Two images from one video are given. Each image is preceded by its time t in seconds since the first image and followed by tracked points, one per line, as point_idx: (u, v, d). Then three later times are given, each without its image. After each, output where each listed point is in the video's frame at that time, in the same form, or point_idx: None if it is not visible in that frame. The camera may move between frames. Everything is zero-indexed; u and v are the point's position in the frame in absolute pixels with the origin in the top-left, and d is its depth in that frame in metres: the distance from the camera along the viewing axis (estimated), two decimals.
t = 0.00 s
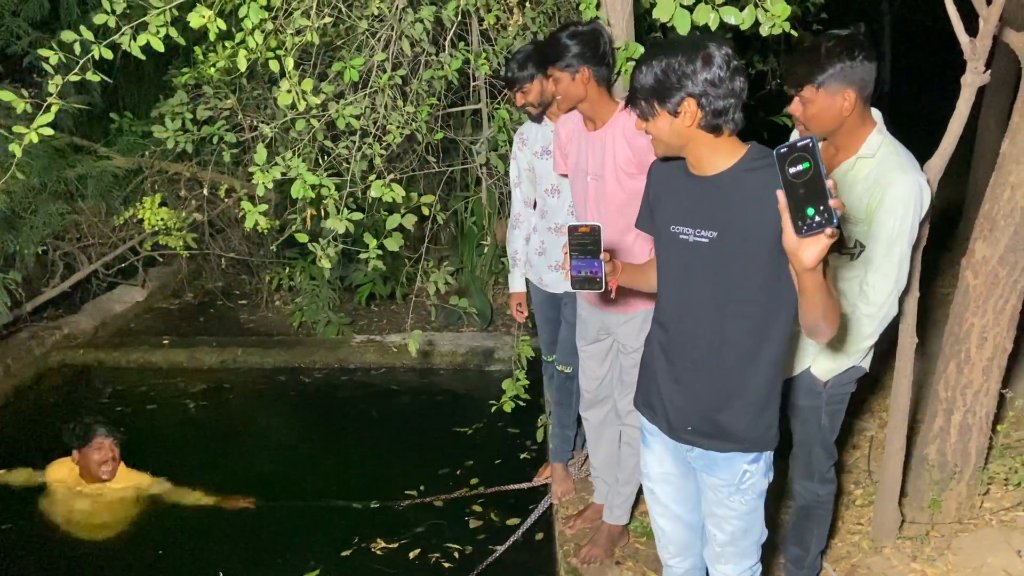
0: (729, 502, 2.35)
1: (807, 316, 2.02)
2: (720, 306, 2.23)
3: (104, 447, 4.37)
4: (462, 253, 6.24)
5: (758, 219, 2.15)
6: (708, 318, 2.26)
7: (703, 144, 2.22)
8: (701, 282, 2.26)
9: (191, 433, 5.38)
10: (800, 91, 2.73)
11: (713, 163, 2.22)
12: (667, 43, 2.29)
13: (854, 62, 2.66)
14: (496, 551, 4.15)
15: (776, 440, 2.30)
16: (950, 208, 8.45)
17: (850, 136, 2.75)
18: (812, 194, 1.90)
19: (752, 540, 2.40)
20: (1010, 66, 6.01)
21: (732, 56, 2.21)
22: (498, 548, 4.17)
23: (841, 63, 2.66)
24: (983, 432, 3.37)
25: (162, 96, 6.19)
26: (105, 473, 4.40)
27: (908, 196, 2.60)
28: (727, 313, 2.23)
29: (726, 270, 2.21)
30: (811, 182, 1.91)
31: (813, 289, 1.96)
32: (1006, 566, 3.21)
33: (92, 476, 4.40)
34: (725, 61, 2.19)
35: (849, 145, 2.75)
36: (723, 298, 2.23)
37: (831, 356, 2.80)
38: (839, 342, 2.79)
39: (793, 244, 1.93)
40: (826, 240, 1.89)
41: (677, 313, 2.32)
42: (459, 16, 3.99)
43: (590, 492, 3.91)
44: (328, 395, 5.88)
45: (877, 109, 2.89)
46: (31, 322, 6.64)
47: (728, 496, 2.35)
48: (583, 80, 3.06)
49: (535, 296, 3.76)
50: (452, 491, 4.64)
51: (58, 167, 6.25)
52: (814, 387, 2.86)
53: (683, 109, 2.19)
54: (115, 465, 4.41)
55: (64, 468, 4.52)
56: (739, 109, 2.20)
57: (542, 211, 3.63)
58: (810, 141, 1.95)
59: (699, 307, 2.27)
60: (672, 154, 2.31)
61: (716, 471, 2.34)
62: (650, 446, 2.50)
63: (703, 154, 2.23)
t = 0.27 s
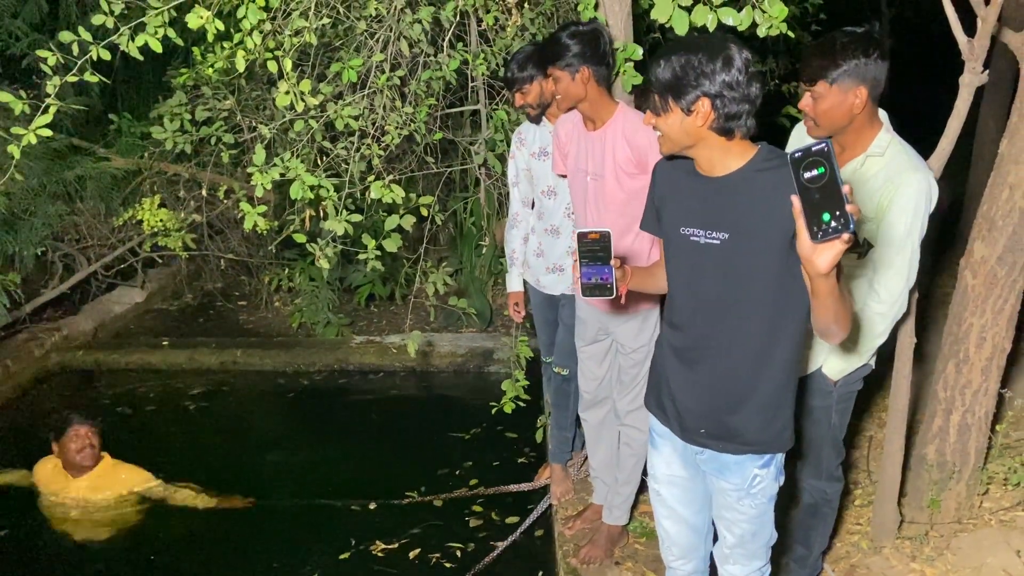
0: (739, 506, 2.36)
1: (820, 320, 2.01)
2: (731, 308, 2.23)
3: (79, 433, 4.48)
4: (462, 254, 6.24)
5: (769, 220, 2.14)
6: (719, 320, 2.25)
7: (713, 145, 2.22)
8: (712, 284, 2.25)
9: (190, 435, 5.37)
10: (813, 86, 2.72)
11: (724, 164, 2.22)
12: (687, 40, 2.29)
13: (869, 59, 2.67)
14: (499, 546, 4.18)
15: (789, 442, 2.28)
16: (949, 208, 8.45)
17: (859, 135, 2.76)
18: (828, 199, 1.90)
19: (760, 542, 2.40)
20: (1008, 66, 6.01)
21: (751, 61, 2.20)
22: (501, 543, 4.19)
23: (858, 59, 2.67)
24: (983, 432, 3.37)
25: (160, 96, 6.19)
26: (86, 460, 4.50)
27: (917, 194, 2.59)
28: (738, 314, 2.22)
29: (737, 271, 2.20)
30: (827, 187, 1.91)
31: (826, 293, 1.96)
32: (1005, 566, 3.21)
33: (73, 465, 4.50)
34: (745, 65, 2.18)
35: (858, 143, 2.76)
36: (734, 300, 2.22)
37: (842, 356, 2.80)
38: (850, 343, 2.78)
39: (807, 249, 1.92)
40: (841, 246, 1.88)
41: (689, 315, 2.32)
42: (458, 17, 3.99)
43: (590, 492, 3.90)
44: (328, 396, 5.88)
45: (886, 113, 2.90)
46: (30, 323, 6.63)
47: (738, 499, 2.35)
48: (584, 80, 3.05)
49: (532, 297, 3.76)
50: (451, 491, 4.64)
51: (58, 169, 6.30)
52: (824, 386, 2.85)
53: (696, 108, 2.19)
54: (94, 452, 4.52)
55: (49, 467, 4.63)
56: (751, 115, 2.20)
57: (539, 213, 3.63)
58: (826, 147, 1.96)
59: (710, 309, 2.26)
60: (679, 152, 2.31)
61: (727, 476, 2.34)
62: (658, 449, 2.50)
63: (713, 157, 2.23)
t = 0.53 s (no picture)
0: (741, 507, 2.35)
1: (825, 322, 2.02)
2: (737, 308, 2.22)
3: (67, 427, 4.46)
4: (460, 254, 6.24)
5: (776, 220, 2.14)
6: (725, 320, 2.25)
7: (720, 147, 2.21)
8: (717, 283, 2.25)
9: (188, 436, 5.37)
10: (811, 85, 2.72)
11: (733, 165, 2.21)
12: (682, 46, 2.27)
13: (869, 58, 2.68)
14: (501, 543, 4.18)
15: (793, 445, 2.28)
16: (948, 208, 8.46)
17: (858, 135, 2.75)
18: (834, 205, 1.89)
19: (762, 543, 2.40)
20: (1006, 66, 6.01)
21: (750, 57, 2.20)
22: (503, 540, 4.20)
23: (858, 58, 2.67)
24: (980, 431, 3.36)
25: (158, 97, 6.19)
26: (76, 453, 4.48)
27: (917, 193, 2.59)
28: (744, 315, 2.22)
29: (743, 272, 2.20)
30: (833, 193, 1.90)
31: (831, 297, 1.97)
32: (1003, 565, 3.21)
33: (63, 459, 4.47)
34: (745, 62, 2.19)
35: (857, 142, 2.75)
36: (739, 300, 2.22)
37: (845, 357, 2.79)
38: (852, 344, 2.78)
39: (814, 254, 1.92)
40: (847, 252, 1.88)
41: (694, 315, 2.32)
42: (455, 17, 3.99)
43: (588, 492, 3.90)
44: (326, 397, 5.88)
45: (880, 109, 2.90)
46: (29, 324, 6.63)
47: (740, 501, 2.35)
48: (582, 79, 3.05)
49: (528, 298, 3.76)
50: (450, 491, 4.64)
51: (55, 169, 6.28)
52: (826, 386, 2.84)
53: (705, 113, 2.18)
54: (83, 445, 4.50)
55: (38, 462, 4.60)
56: (759, 112, 2.20)
57: (535, 213, 3.64)
58: (833, 152, 1.94)
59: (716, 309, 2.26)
60: (687, 160, 2.30)
61: (729, 477, 2.34)
62: (659, 450, 2.50)
63: (722, 159, 2.22)
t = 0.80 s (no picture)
0: (741, 506, 2.35)
1: (835, 313, 2.02)
2: (739, 306, 2.23)
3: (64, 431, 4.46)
4: (459, 254, 6.24)
5: (778, 219, 2.14)
6: (728, 317, 2.25)
7: (721, 147, 2.21)
8: (719, 281, 2.25)
9: (187, 436, 5.37)
10: (801, 86, 2.73)
11: (734, 166, 2.21)
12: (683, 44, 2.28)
13: (858, 58, 2.68)
14: (501, 542, 4.18)
15: (794, 443, 2.28)
16: (946, 207, 8.46)
17: (849, 134, 2.73)
18: (838, 196, 1.90)
19: (762, 542, 2.40)
20: (1004, 65, 6.02)
21: (751, 57, 2.21)
22: (501, 539, 4.20)
23: (847, 57, 2.68)
24: (979, 429, 3.37)
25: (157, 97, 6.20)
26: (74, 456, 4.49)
27: (910, 188, 2.61)
28: (746, 312, 2.22)
29: (745, 269, 2.20)
30: (835, 183, 1.91)
31: (840, 288, 1.96)
32: (1002, 563, 3.21)
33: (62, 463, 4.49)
34: (747, 63, 2.19)
35: (848, 142, 2.73)
36: (742, 297, 2.22)
37: (843, 354, 2.78)
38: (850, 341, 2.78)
39: (819, 245, 1.92)
40: (853, 242, 1.89)
41: (696, 312, 2.32)
42: (453, 16, 4.00)
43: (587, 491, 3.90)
44: (325, 397, 5.88)
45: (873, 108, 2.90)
46: (28, 324, 6.63)
47: (740, 499, 2.35)
48: (581, 78, 3.05)
49: (527, 298, 3.76)
50: (449, 491, 4.64)
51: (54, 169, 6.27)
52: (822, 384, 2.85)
53: (706, 112, 2.19)
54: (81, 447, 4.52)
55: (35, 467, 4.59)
56: (760, 113, 2.20)
57: (535, 213, 3.65)
58: (832, 143, 1.96)
59: (718, 306, 2.26)
60: (687, 159, 2.30)
61: (729, 476, 2.34)
62: (659, 449, 2.50)
63: (722, 158, 2.22)
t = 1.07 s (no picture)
0: (740, 505, 2.36)
1: (832, 313, 2.04)
2: (739, 304, 2.23)
3: (69, 440, 4.44)
4: (458, 253, 6.25)
5: (778, 219, 2.14)
6: (728, 316, 2.26)
7: (719, 145, 2.22)
8: (719, 280, 2.26)
9: (186, 435, 5.38)
10: (787, 88, 2.74)
11: (733, 165, 2.22)
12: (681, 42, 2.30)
13: (841, 59, 2.70)
14: (499, 541, 4.19)
15: (793, 441, 2.30)
16: (943, 205, 8.48)
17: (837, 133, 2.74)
18: (845, 194, 1.91)
19: (761, 540, 2.41)
20: (1001, 64, 6.04)
21: (750, 55, 2.23)
22: (499, 539, 4.20)
23: (830, 60, 2.69)
24: (976, 427, 3.38)
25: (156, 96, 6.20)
26: (80, 466, 4.47)
27: (901, 185, 2.63)
28: (746, 310, 2.23)
29: (745, 268, 2.21)
30: (843, 181, 1.92)
31: (840, 288, 1.99)
32: (999, 561, 3.22)
33: (66, 471, 4.48)
34: (745, 60, 2.21)
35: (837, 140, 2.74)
36: (741, 296, 2.23)
37: (837, 353, 2.80)
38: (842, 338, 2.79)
39: (824, 242, 1.95)
40: (857, 241, 1.91)
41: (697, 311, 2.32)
42: (452, 15, 4.01)
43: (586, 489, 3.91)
44: (324, 396, 5.89)
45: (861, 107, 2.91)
46: (27, 324, 6.63)
47: (739, 498, 2.36)
48: (579, 76, 3.05)
49: (527, 297, 3.77)
50: (448, 490, 4.65)
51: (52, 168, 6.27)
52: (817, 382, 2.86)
53: (704, 110, 2.20)
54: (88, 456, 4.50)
55: (38, 470, 4.61)
56: (757, 111, 2.22)
57: (535, 213, 3.65)
58: (842, 140, 1.96)
59: (718, 305, 2.27)
60: (684, 156, 2.31)
61: (729, 475, 2.35)
62: (657, 448, 2.51)
63: (720, 157, 2.23)
